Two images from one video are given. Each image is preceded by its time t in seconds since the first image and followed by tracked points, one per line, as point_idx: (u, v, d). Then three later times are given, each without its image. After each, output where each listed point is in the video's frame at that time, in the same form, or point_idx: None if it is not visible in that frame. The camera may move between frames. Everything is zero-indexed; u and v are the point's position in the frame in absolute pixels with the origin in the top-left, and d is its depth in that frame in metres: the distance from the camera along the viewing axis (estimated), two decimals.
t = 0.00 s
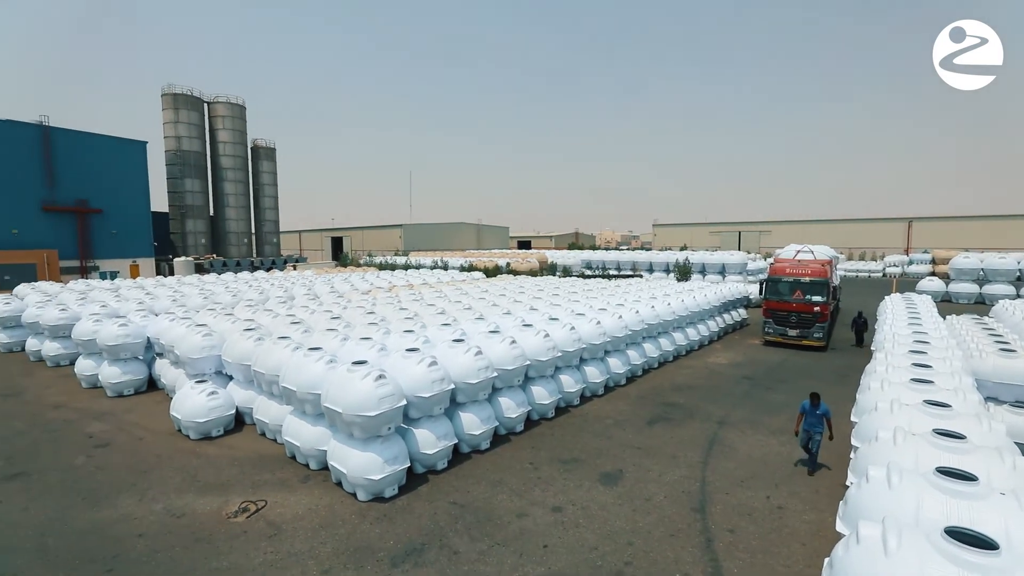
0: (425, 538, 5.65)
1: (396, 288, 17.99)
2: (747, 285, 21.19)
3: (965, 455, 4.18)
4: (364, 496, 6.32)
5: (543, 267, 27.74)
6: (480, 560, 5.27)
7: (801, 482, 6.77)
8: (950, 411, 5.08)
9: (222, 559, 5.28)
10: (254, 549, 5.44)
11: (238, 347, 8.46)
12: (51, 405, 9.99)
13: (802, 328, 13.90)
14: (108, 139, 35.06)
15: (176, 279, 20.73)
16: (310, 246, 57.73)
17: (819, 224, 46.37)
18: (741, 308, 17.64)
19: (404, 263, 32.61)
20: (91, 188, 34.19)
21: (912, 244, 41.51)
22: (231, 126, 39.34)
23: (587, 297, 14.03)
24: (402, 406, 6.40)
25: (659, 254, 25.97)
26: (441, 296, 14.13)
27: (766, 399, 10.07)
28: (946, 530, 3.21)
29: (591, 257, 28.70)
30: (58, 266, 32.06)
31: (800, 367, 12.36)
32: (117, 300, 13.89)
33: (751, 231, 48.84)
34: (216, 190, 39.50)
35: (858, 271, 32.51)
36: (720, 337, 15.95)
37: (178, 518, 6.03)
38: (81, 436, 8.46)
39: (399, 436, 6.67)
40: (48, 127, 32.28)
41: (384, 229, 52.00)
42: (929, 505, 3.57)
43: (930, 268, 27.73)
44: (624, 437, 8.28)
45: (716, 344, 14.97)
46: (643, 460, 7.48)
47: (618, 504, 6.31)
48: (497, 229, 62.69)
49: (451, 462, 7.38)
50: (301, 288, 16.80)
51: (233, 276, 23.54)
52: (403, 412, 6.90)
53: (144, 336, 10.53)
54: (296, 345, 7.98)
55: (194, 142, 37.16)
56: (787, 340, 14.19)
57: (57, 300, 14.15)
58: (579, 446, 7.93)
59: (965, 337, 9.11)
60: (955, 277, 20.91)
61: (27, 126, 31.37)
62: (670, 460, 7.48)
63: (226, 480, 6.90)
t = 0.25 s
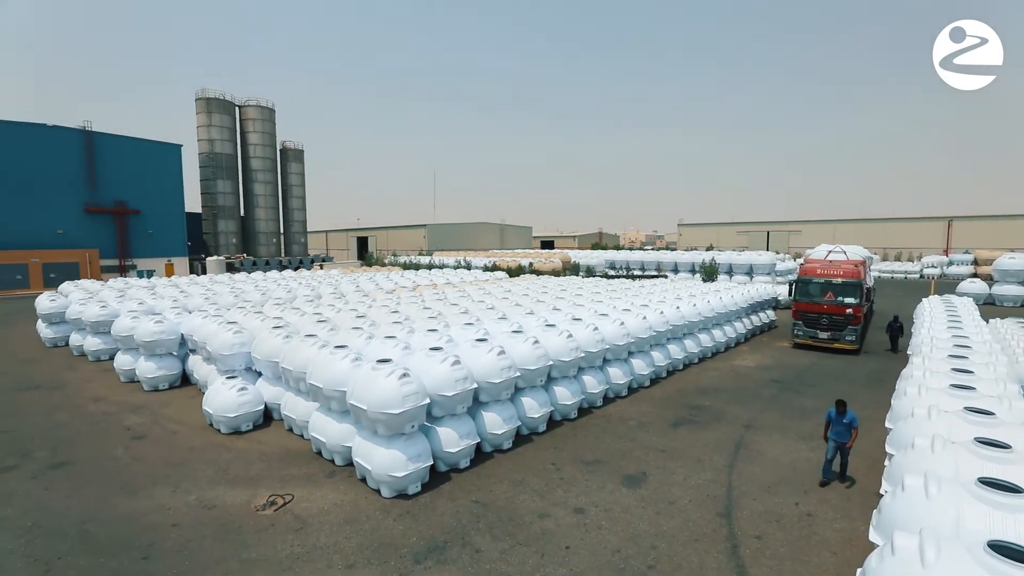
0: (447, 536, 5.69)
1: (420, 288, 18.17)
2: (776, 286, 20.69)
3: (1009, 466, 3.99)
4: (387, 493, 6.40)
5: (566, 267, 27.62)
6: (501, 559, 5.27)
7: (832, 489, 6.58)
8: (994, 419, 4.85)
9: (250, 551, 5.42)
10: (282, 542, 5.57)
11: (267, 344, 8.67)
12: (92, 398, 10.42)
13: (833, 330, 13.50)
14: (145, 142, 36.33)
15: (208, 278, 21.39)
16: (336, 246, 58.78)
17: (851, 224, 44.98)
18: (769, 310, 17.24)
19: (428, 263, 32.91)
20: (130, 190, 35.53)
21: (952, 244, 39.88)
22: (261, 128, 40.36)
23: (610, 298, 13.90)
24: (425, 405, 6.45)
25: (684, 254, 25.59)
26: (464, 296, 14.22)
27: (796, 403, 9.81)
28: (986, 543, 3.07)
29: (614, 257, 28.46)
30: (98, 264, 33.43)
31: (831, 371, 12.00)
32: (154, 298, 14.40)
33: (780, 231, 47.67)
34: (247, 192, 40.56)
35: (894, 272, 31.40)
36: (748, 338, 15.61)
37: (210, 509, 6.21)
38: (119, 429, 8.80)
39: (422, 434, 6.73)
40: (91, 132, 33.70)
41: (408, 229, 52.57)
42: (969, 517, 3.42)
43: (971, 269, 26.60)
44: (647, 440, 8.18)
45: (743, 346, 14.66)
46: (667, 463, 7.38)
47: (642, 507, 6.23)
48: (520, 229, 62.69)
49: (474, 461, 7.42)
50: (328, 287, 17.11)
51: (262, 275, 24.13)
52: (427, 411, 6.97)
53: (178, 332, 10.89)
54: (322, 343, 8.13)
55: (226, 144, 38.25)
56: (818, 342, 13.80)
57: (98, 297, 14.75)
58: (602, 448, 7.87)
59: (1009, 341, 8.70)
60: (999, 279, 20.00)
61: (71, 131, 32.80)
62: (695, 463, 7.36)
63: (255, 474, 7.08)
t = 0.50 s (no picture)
0: (474, 534, 5.72)
1: (448, 287, 18.32)
2: (812, 287, 20.04)
3: None
4: (415, 490, 6.47)
5: (594, 267, 27.41)
6: (527, 559, 5.27)
7: (872, 499, 6.33)
8: None
9: (283, 542, 5.56)
10: (313, 534, 5.70)
11: (300, 341, 8.89)
12: (136, 390, 10.90)
13: (874, 334, 12.99)
14: (187, 146, 37.75)
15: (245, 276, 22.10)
16: (367, 246, 59.87)
17: (894, 223, 43.19)
18: (805, 312, 16.70)
19: (456, 262, 33.18)
20: (172, 191, 37.02)
21: (1004, 244, 37.83)
22: (296, 131, 41.45)
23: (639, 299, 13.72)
24: (453, 403, 6.50)
25: (716, 254, 25.07)
26: (491, 296, 14.28)
27: (833, 408, 9.48)
28: None
29: (643, 257, 28.09)
30: (143, 263, 34.95)
31: (872, 376, 11.54)
32: (194, 295, 14.97)
33: (817, 231, 46.15)
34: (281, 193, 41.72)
35: (940, 274, 30.00)
36: (782, 341, 15.17)
37: (245, 500, 6.41)
38: (161, 420, 9.18)
39: (450, 432, 6.78)
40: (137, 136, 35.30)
41: (437, 229, 53.13)
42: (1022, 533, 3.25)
43: None
44: (677, 443, 8.04)
45: (777, 349, 14.25)
46: (697, 467, 7.24)
47: (671, 511, 6.13)
48: (548, 229, 62.54)
49: (500, 460, 7.44)
50: (358, 285, 17.43)
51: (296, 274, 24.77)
52: (454, 409, 7.02)
53: (216, 329, 11.28)
54: (353, 340, 8.29)
55: (262, 147, 39.44)
56: (857, 346, 13.30)
57: (142, 294, 15.41)
58: (630, 450, 7.78)
59: None
60: None
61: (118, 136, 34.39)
62: (726, 468, 7.19)
63: (288, 467, 7.28)
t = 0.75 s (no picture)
0: (495, 533, 5.73)
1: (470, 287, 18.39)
2: (843, 289, 19.47)
3: None
4: (437, 488, 6.53)
5: (617, 267, 27.18)
6: (548, 560, 5.26)
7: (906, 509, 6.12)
8: None
9: (309, 536, 5.68)
10: (337, 529, 5.80)
11: (325, 340, 9.05)
12: (169, 385, 11.26)
13: (908, 337, 12.56)
14: (218, 148, 38.76)
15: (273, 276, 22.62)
16: (390, 246, 60.61)
17: (930, 223, 41.66)
18: (835, 314, 16.24)
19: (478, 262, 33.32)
20: (204, 192, 38.16)
21: None
22: (322, 133, 42.23)
23: (662, 299, 13.55)
24: (474, 402, 6.53)
25: (742, 255, 24.59)
26: (513, 295, 14.29)
27: (864, 414, 9.20)
28: None
29: (667, 257, 27.73)
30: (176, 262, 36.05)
31: (906, 381, 11.16)
32: (224, 294, 15.39)
33: (848, 230, 44.84)
34: (308, 193, 42.56)
35: (980, 276, 28.82)
36: (811, 344, 14.78)
37: (272, 494, 6.57)
38: (192, 414, 9.47)
39: (472, 431, 6.82)
40: (172, 139, 36.45)
41: (459, 229, 53.45)
42: None
43: None
44: (701, 446, 7.91)
45: (806, 352, 13.89)
46: (721, 471, 7.11)
47: (695, 516, 6.03)
48: (570, 229, 62.28)
49: (522, 460, 7.44)
50: (382, 285, 17.66)
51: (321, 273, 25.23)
52: (476, 408, 7.05)
53: (245, 326, 11.57)
54: (377, 339, 8.40)
55: (289, 149, 40.29)
56: (890, 350, 12.88)
57: (175, 292, 15.91)
58: (653, 453, 7.69)
59: None
60: None
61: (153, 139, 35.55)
62: (752, 473, 7.05)
63: (313, 463, 7.42)
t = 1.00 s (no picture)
0: (514, 532, 5.74)
1: (491, 287, 18.39)
2: (873, 290, 18.90)
3: None
4: (457, 486, 6.56)
5: (638, 267, 26.91)
6: (568, 561, 5.24)
7: (939, 518, 5.91)
8: None
9: (331, 530, 5.77)
10: (359, 524, 5.89)
11: (348, 338, 9.18)
12: (198, 381, 11.58)
13: (943, 341, 12.13)
14: (245, 150, 39.66)
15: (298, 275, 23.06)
16: (412, 246, 61.18)
17: (967, 222, 40.10)
18: (865, 316, 15.76)
19: (498, 262, 33.38)
20: (233, 193, 39.16)
21: None
22: (345, 134, 42.86)
23: (685, 300, 13.36)
24: (494, 402, 6.55)
25: (767, 255, 24.07)
26: (534, 295, 14.27)
27: (896, 420, 8.91)
28: None
29: (690, 257, 27.33)
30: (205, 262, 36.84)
31: (941, 386, 10.77)
32: (251, 292, 15.75)
33: (879, 230, 43.49)
34: (331, 194, 43.24)
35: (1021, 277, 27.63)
36: (839, 347, 14.39)
37: (296, 489, 6.70)
38: (220, 409, 9.72)
39: (492, 430, 6.84)
40: (202, 141, 37.48)
41: (480, 229, 53.62)
42: None
43: None
44: (724, 450, 7.78)
45: (834, 355, 13.53)
46: (744, 476, 6.98)
47: (717, 520, 5.93)
48: (591, 229, 61.91)
49: (542, 460, 7.43)
50: (404, 284, 17.83)
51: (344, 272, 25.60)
52: (496, 408, 7.07)
53: (271, 324, 11.82)
54: (398, 338, 8.49)
55: (314, 150, 41.00)
56: (923, 353, 12.46)
57: (204, 291, 16.35)
58: (675, 455, 7.59)
59: None
60: None
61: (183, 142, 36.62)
62: (777, 478, 6.90)
63: (336, 459, 7.54)
